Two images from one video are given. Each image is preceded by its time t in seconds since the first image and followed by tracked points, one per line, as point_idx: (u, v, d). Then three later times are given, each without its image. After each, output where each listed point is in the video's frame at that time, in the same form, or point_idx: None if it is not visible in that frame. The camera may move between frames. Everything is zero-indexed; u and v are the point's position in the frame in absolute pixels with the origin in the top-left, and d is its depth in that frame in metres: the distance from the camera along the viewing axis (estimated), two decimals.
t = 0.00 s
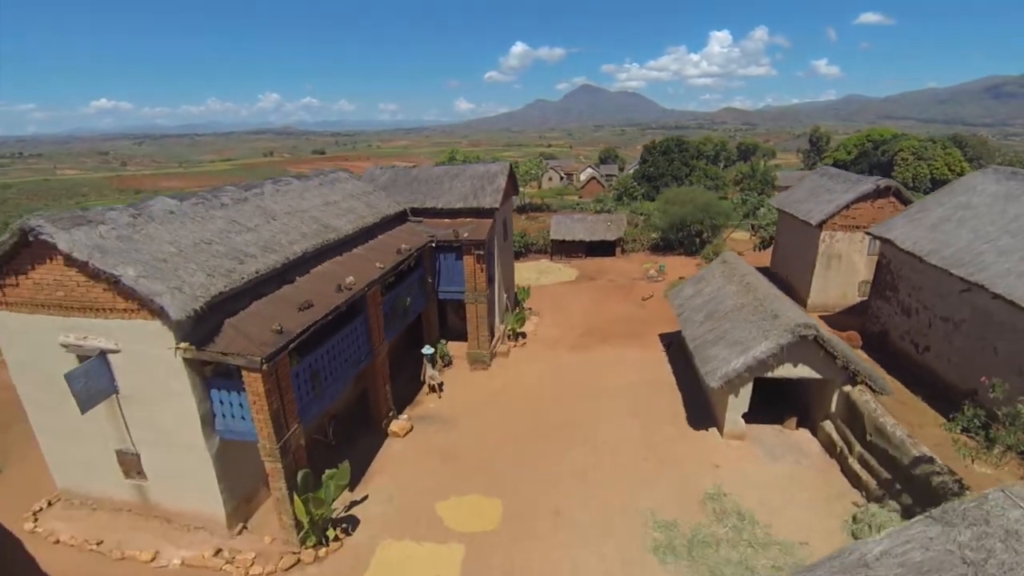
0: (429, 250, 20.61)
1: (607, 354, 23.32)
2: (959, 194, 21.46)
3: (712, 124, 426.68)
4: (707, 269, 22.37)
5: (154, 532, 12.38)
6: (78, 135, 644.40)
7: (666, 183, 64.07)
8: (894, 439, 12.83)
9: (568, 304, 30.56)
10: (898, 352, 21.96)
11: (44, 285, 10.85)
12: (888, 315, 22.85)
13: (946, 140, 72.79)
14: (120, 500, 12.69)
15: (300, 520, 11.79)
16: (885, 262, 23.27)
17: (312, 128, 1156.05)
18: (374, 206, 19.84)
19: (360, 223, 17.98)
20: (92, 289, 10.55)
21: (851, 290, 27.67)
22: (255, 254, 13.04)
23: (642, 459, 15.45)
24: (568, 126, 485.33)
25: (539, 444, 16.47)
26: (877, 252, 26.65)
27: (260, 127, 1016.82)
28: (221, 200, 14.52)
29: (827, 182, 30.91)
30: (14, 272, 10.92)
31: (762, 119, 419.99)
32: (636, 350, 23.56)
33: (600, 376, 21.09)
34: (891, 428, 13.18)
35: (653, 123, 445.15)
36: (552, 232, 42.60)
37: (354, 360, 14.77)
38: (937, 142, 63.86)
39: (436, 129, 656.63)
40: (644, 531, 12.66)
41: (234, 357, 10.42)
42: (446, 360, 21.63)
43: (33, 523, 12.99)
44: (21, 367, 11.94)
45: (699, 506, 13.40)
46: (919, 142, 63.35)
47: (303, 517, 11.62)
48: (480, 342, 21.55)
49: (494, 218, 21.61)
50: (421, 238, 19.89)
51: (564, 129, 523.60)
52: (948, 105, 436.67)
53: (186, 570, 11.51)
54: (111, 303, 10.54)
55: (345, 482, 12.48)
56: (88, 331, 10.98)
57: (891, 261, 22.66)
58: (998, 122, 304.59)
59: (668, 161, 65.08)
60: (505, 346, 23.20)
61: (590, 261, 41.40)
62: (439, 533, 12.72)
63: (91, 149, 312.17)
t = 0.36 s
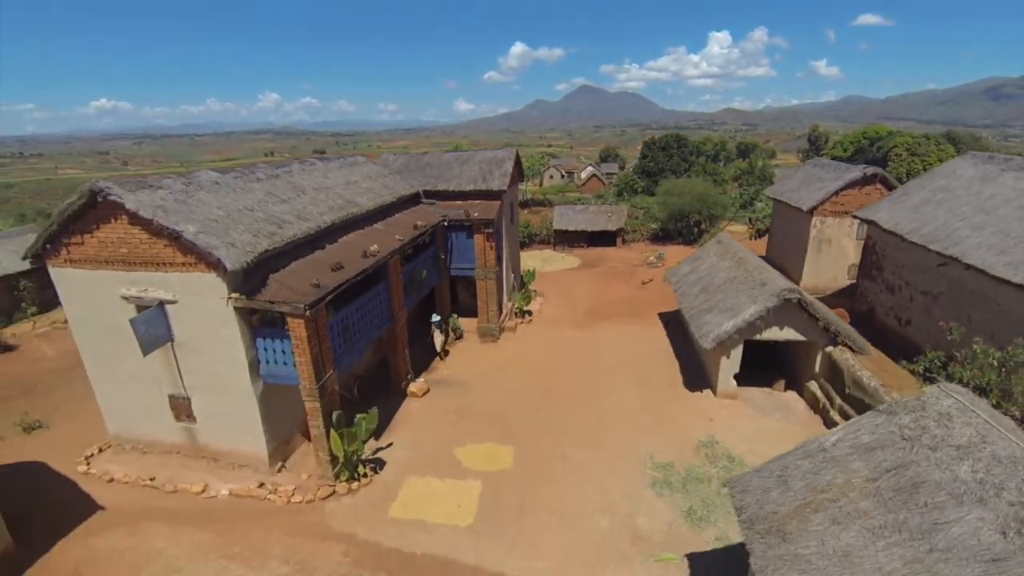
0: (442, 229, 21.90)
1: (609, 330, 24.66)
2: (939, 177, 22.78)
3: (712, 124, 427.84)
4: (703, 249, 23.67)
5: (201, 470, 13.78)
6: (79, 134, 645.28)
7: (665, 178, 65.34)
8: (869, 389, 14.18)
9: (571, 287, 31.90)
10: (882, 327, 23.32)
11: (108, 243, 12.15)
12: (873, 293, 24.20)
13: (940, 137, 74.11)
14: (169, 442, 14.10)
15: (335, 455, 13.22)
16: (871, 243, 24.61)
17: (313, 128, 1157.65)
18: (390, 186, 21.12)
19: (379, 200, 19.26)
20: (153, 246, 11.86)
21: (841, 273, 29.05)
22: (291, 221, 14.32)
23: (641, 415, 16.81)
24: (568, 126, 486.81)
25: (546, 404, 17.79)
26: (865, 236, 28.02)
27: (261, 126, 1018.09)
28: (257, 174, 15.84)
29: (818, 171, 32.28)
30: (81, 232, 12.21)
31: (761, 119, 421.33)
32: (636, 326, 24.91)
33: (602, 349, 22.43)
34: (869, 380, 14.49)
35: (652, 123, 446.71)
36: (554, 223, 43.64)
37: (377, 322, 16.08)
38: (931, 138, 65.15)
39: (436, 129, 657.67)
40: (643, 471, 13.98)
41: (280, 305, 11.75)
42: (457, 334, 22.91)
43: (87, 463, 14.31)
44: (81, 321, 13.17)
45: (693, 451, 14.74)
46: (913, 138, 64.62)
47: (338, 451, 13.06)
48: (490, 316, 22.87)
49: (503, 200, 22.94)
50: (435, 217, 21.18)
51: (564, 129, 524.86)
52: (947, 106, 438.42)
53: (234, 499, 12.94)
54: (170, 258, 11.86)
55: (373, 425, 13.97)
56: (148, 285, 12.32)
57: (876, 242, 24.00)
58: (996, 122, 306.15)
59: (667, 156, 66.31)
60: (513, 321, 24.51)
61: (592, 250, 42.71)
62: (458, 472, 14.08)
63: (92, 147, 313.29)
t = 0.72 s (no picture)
0: (457, 210, 23.06)
1: (614, 311, 25.73)
2: (933, 169, 23.70)
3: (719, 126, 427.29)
4: (706, 235, 24.73)
5: (236, 417, 15.04)
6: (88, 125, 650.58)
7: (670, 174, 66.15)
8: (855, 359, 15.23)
9: (577, 274, 32.98)
10: (875, 313, 24.31)
11: (162, 206, 13.35)
12: (868, 281, 25.17)
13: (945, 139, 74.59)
14: (207, 391, 15.40)
15: (361, 405, 14.49)
16: (867, 233, 25.56)
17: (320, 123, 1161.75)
18: (409, 167, 22.24)
19: (400, 179, 20.37)
20: (204, 208, 13.07)
21: (839, 263, 30.05)
22: (323, 192, 15.49)
23: (642, 383, 17.94)
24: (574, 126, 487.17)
25: (553, 372, 18.90)
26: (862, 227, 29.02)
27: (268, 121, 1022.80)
28: (290, 149, 17.02)
29: (818, 165, 33.25)
30: (137, 195, 13.41)
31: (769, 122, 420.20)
32: (639, 308, 26.01)
33: (606, 327, 23.52)
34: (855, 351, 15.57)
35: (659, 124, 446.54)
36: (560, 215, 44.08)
37: (398, 290, 17.25)
38: (935, 139, 65.68)
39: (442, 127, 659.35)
40: (643, 428, 15.08)
41: (317, 263, 12.94)
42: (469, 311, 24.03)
43: (131, 409, 15.64)
44: (131, 278, 14.46)
45: (688, 412, 15.86)
46: (918, 139, 65.16)
47: (363, 401, 14.30)
48: (500, 294, 24.07)
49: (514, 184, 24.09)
50: (451, 198, 22.29)
51: (571, 128, 525.03)
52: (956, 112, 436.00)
53: (268, 442, 14.22)
54: (219, 219, 13.08)
55: (395, 381, 15.21)
56: (196, 244, 13.57)
57: (872, 232, 24.96)
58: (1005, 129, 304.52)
59: (672, 152, 67.02)
60: (522, 301, 25.65)
61: (597, 241, 43.74)
62: (471, 426, 15.25)
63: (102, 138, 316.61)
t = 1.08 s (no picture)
0: (462, 198, 23.76)
1: (613, 296, 26.43)
2: (919, 156, 24.59)
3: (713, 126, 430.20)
4: (703, 221, 25.54)
5: (254, 390, 15.62)
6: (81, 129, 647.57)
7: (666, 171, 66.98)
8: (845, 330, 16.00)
9: (576, 264, 33.71)
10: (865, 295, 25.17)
11: (188, 185, 14.12)
12: (858, 265, 26.03)
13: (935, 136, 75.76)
14: (226, 366, 15.98)
15: (375, 376, 15.11)
16: (857, 219, 26.43)
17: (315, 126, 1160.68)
18: (416, 155, 22.92)
19: (408, 166, 21.05)
20: (228, 187, 13.83)
21: (830, 251, 30.94)
22: (338, 174, 16.18)
23: (643, 358, 18.62)
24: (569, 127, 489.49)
25: (556, 351, 19.58)
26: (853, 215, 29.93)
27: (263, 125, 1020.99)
28: (304, 135, 17.70)
29: (810, 156, 34.18)
30: (164, 175, 14.19)
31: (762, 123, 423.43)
32: (638, 293, 26.75)
33: (607, 310, 24.22)
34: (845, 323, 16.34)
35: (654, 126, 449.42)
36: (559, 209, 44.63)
37: (408, 270, 17.91)
38: (926, 136, 66.72)
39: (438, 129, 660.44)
40: (644, 397, 15.76)
41: (335, 238, 13.69)
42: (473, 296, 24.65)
43: (151, 384, 16.14)
44: (154, 255, 15.15)
45: (688, 383, 16.52)
46: (908, 135, 66.24)
47: (378, 372, 14.93)
48: (503, 280, 24.77)
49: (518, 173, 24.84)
50: (457, 185, 22.98)
51: (566, 130, 527.19)
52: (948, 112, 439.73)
53: (287, 412, 14.78)
54: (242, 197, 13.82)
55: (407, 354, 15.87)
56: (219, 222, 14.30)
57: (861, 218, 25.83)
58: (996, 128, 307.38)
59: (668, 149, 67.81)
60: (524, 287, 26.33)
61: (595, 234, 44.45)
62: (480, 397, 15.87)
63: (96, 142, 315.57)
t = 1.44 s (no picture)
0: (462, 188, 24.13)
1: (612, 285, 26.94)
2: (905, 145, 25.34)
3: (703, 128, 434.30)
4: (697, 210, 26.13)
5: (264, 372, 15.87)
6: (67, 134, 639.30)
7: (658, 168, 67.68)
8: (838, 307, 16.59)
9: (573, 256, 34.17)
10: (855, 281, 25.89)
11: (198, 168, 14.38)
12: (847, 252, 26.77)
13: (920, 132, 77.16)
14: (235, 349, 16.22)
15: (383, 356, 15.43)
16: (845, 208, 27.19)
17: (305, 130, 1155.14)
18: (416, 146, 23.28)
19: (410, 155, 21.40)
20: (238, 169, 14.10)
21: (821, 240, 31.69)
22: (344, 160, 16.50)
23: (643, 340, 19.08)
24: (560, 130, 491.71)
25: (558, 335, 20.00)
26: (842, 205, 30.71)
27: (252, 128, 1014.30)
28: (309, 122, 17.97)
29: (800, 149, 34.95)
30: (174, 159, 14.44)
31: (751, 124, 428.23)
32: (635, 282, 27.26)
33: (605, 298, 24.71)
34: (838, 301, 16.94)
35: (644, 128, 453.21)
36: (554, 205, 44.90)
37: (413, 255, 18.26)
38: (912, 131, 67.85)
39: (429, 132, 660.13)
40: (646, 374, 16.23)
41: (345, 219, 14.02)
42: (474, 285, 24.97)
43: (160, 368, 16.32)
44: (163, 239, 15.36)
45: (687, 361, 17.01)
46: (895, 130, 67.42)
47: (386, 352, 15.25)
48: (503, 269, 25.13)
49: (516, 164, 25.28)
50: (457, 175, 23.37)
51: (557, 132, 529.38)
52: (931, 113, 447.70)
53: (297, 392, 15.05)
54: (252, 179, 14.10)
55: (414, 335, 16.22)
56: (229, 204, 14.55)
57: (849, 206, 26.59)
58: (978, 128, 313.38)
59: (660, 147, 68.49)
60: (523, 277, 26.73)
61: (590, 229, 44.94)
62: (486, 376, 16.26)
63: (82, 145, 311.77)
